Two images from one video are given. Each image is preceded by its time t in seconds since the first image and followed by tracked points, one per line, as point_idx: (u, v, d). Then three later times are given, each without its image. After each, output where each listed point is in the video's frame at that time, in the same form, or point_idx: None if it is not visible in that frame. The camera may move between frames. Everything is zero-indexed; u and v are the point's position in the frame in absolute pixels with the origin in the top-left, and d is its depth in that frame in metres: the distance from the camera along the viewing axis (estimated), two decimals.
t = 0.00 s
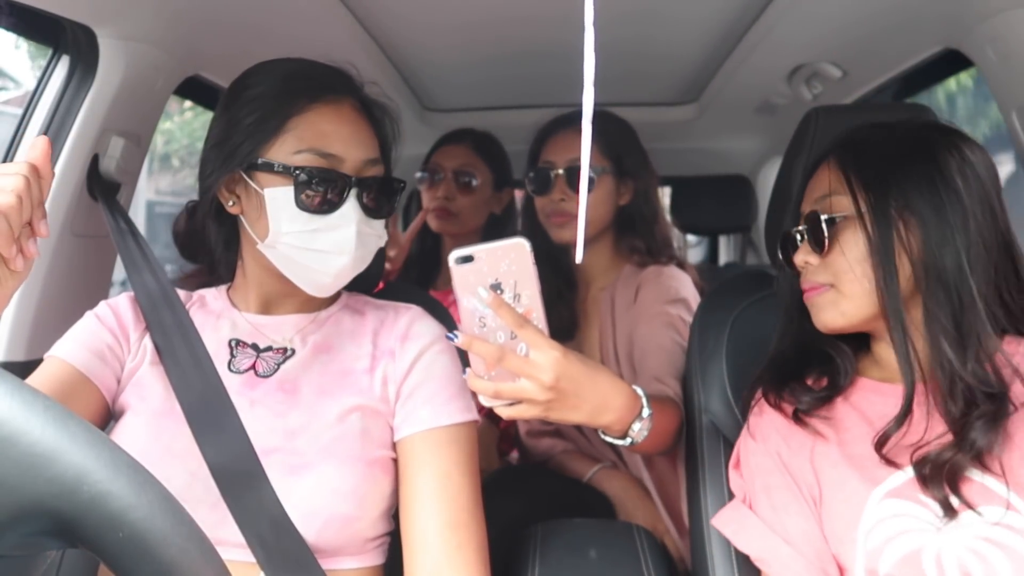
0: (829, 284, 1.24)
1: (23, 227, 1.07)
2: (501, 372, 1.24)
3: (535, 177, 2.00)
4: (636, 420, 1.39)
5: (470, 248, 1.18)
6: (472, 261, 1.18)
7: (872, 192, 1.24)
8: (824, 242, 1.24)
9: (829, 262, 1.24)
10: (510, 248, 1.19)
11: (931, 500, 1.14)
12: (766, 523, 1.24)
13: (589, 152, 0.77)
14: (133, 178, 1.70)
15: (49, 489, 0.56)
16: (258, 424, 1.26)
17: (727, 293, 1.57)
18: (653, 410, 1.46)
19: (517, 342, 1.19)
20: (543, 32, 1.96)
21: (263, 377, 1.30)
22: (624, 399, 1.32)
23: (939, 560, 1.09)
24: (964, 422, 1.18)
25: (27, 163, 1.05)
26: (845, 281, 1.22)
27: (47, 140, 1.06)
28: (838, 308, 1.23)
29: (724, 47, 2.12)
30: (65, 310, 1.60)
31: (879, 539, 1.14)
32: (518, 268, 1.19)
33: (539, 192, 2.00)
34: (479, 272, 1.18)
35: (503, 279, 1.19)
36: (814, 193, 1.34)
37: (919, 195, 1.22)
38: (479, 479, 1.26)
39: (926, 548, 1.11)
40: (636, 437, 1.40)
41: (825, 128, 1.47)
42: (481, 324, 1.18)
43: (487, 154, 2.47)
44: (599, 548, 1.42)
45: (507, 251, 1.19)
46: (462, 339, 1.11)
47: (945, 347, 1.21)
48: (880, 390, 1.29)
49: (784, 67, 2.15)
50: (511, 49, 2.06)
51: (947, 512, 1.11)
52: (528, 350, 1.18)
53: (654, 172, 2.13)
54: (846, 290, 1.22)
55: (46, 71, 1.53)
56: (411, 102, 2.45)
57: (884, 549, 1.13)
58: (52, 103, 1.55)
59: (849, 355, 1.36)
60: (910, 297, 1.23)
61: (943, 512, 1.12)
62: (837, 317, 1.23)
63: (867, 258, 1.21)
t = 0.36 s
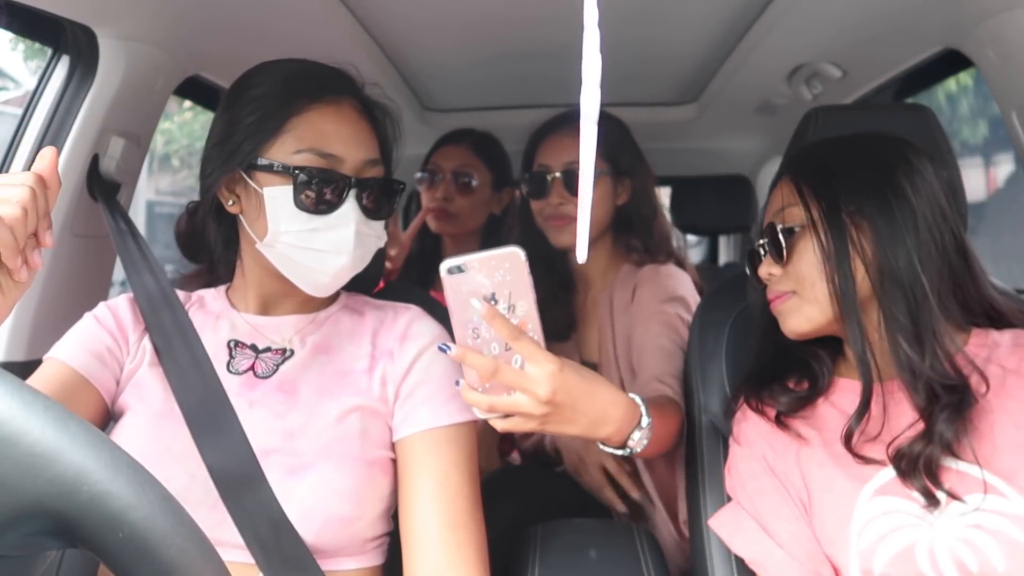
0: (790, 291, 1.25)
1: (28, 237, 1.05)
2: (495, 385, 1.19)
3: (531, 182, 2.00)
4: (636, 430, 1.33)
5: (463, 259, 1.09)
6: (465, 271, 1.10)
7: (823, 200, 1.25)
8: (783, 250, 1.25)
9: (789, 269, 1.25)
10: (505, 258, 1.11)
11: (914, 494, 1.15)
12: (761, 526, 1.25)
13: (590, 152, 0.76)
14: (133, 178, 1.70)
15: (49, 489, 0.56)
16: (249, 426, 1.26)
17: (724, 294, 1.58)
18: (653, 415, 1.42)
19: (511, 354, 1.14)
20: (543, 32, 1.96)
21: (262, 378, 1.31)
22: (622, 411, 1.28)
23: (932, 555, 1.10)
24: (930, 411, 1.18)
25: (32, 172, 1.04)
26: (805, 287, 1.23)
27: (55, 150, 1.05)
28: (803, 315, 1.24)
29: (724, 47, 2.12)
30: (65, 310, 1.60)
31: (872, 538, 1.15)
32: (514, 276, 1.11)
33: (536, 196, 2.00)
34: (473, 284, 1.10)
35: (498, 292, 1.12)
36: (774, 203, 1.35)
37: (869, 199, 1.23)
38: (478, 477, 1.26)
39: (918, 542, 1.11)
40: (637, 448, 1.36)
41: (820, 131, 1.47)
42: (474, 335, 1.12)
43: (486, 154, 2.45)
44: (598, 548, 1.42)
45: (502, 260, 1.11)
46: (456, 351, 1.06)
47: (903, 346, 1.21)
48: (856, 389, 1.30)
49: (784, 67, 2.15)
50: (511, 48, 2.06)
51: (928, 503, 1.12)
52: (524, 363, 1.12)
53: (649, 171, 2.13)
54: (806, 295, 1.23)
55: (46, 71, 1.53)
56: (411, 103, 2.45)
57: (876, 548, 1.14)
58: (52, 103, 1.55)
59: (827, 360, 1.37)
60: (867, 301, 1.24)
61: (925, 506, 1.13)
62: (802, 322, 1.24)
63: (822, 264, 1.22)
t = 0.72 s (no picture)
0: (785, 294, 1.25)
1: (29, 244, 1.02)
2: (491, 403, 1.15)
3: (538, 178, 2.00)
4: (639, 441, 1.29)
5: (455, 274, 1.06)
6: (457, 286, 1.07)
7: (818, 202, 1.25)
8: (781, 254, 1.25)
9: (786, 274, 1.24)
10: (498, 272, 1.07)
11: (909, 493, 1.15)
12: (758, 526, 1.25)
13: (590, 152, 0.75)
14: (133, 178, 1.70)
15: (49, 489, 0.56)
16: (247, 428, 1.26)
17: (724, 294, 1.57)
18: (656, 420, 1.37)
19: (507, 371, 1.11)
20: (543, 31, 1.96)
21: (262, 378, 1.31)
22: (622, 427, 1.24)
23: (930, 554, 1.10)
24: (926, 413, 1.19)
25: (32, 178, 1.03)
26: (799, 290, 1.23)
27: (54, 156, 1.04)
28: (796, 319, 1.24)
29: (724, 46, 2.12)
30: (64, 311, 1.60)
31: (869, 537, 1.15)
32: (507, 292, 1.08)
33: (542, 191, 2.00)
34: (465, 299, 1.08)
35: (490, 305, 1.08)
36: (765, 206, 1.35)
37: (864, 201, 1.24)
38: (478, 477, 1.26)
39: (915, 542, 1.11)
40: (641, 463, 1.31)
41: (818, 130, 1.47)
42: (468, 352, 1.09)
43: (480, 153, 2.45)
44: (600, 548, 1.42)
45: (493, 274, 1.07)
46: (449, 370, 1.03)
47: (900, 346, 1.21)
48: (851, 390, 1.31)
49: (784, 67, 2.15)
50: (511, 48, 2.06)
51: (920, 504, 1.12)
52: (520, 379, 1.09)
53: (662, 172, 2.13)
54: (801, 298, 1.23)
55: (45, 70, 1.53)
56: (412, 102, 2.45)
57: (873, 547, 1.14)
58: (51, 103, 1.55)
59: (819, 361, 1.38)
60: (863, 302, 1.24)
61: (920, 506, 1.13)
62: (800, 326, 1.24)
63: (819, 267, 1.22)
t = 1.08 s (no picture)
0: (802, 289, 1.24)
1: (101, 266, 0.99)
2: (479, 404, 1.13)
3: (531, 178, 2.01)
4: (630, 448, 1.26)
5: (442, 270, 1.06)
6: (444, 283, 1.06)
7: (845, 198, 1.24)
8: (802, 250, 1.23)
9: (805, 269, 1.23)
10: (486, 268, 1.07)
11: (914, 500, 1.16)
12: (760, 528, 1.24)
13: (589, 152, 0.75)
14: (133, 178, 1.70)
15: (50, 489, 0.56)
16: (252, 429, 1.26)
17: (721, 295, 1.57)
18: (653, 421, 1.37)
19: (495, 371, 1.09)
20: (543, 31, 1.96)
21: (262, 376, 1.30)
22: (616, 427, 1.21)
23: (932, 559, 1.11)
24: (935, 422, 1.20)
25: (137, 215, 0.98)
26: (817, 286, 1.22)
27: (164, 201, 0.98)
28: (812, 316, 1.23)
29: (723, 47, 2.12)
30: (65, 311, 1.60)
31: (872, 541, 1.15)
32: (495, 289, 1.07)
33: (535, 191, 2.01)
34: (455, 296, 1.07)
35: (478, 303, 1.08)
36: (784, 200, 1.34)
37: (889, 200, 1.23)
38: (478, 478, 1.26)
39: (918, 548, 1.12)
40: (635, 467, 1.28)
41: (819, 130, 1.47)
42: (455, 351, 1.08)
43: (479, 154, 2.45)
44: (598, 548, 1.42)
45: (483, 270, 1.07)
46: (437, 368, 1.01)
47: (917, 349, 1.21)
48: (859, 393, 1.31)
49: (784, 67, 2.15)
50: (512, 48, 2.06)
51: (925, 510, 1.13)
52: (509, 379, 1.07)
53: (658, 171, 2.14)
54: (818, 296, 1.22)
55: (46, 70, 1.53)
56: (412, 102, 2.45)
57: (875, 552, 1.14)
58: (51, 103, 1.55)
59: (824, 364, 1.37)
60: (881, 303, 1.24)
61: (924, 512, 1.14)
62: (818, 325, 1.23)
63: (842, 265, 1.21)
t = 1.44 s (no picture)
0: (845, 278, 1.23)
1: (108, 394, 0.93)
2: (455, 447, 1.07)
3: (501, 196, 2.00)
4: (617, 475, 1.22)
5: (395, 317, 0.99)
6: (399, 330, 0.99)
7: (907, 189, 1.23)
8: (858, 238, 1.21)
9: (851, 257, 1.22)
10: (444, 307, 1.00)
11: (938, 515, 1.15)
12: (769, 534, 1.25)
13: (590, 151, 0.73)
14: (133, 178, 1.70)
15: (50, 488, 0.56)
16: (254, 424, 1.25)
17: (725, 292, 1.57)
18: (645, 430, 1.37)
19: (468, 414, 1.02)
20: (542, 31, 1.96)
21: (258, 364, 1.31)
22: (603, 448, 1.16)
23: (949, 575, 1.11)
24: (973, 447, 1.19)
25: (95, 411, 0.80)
26: (864, 276, 1.21)
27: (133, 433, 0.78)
28: (855, 307, 1.22)
29: (723, 46, 2.12)
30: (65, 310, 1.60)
31: (887, 555, 1.15)
32: (457, 327, 1.01)
33: (504, 208, 2.00)
34: (411, 341, 0.99)
35: (439, 345, 1.00)
36: (836, 181, 1.31)
37: (950, 196, 1.23)
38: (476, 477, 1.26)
39: (934, 563, 1.12)
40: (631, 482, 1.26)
41: (824, 126, 1.47)
42: (423, 398, 1.01)
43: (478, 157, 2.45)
44: (599, 548, 1.42)
45: (440, 310, 1.00)
46: (406, 420, 0.95)
47: (967, 353, 1.21)
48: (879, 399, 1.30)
49: (784, 67, 2.15)
50: (511, 48, 2.06)
51: (951, 528, 1.13)
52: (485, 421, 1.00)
53: (626, 173, 2.13)
54: (862, 286, 1.22)
55: (45, 70, 1.53)
56: (412, 102, 2.45)
57: (890, 565, 1.14)
58: (51, 103, 1.55)
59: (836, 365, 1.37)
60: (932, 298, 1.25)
61: (950, 528, 1.13)
62: (855, 316, 1.22)
63: (897, 258, 1.21)
